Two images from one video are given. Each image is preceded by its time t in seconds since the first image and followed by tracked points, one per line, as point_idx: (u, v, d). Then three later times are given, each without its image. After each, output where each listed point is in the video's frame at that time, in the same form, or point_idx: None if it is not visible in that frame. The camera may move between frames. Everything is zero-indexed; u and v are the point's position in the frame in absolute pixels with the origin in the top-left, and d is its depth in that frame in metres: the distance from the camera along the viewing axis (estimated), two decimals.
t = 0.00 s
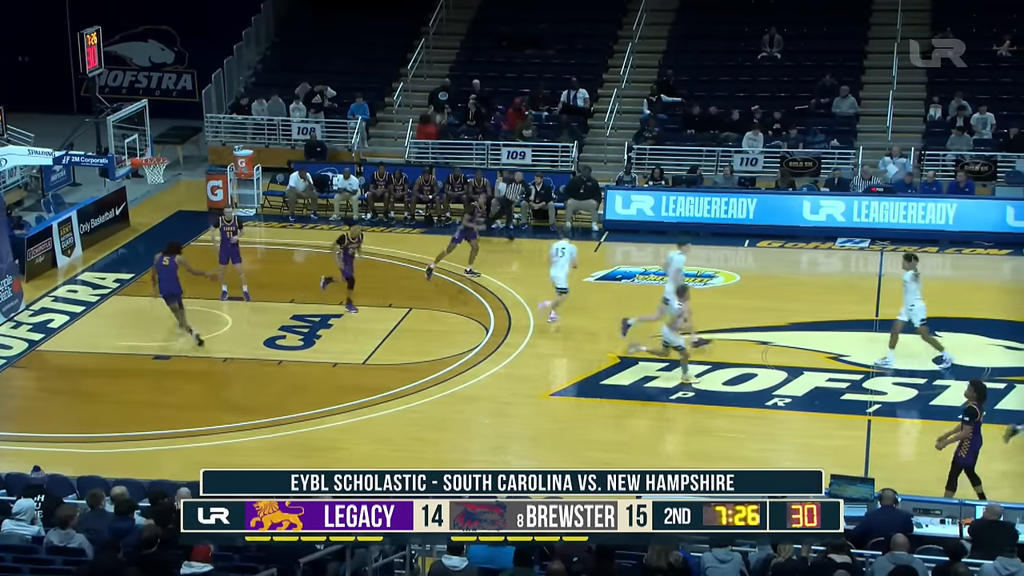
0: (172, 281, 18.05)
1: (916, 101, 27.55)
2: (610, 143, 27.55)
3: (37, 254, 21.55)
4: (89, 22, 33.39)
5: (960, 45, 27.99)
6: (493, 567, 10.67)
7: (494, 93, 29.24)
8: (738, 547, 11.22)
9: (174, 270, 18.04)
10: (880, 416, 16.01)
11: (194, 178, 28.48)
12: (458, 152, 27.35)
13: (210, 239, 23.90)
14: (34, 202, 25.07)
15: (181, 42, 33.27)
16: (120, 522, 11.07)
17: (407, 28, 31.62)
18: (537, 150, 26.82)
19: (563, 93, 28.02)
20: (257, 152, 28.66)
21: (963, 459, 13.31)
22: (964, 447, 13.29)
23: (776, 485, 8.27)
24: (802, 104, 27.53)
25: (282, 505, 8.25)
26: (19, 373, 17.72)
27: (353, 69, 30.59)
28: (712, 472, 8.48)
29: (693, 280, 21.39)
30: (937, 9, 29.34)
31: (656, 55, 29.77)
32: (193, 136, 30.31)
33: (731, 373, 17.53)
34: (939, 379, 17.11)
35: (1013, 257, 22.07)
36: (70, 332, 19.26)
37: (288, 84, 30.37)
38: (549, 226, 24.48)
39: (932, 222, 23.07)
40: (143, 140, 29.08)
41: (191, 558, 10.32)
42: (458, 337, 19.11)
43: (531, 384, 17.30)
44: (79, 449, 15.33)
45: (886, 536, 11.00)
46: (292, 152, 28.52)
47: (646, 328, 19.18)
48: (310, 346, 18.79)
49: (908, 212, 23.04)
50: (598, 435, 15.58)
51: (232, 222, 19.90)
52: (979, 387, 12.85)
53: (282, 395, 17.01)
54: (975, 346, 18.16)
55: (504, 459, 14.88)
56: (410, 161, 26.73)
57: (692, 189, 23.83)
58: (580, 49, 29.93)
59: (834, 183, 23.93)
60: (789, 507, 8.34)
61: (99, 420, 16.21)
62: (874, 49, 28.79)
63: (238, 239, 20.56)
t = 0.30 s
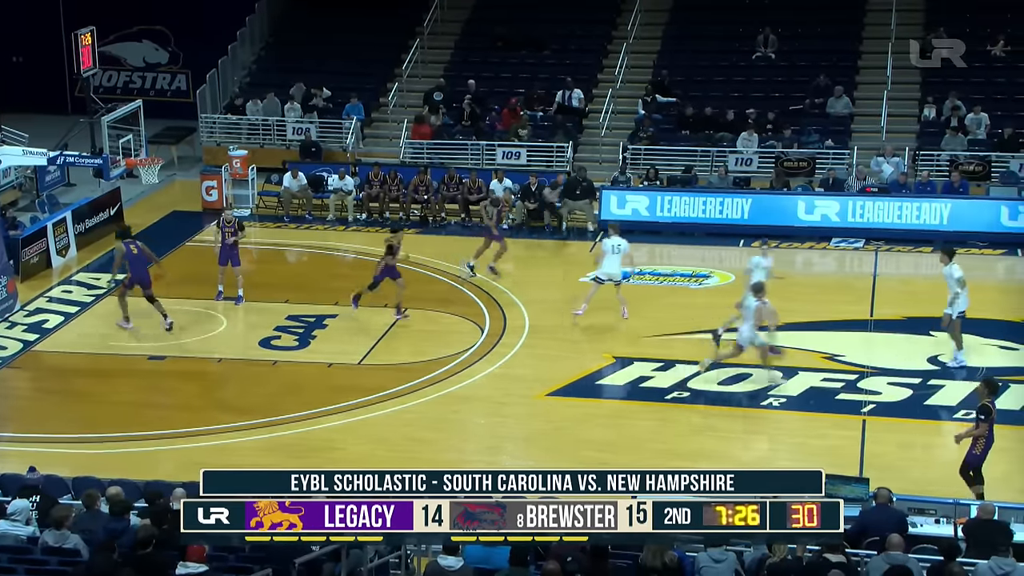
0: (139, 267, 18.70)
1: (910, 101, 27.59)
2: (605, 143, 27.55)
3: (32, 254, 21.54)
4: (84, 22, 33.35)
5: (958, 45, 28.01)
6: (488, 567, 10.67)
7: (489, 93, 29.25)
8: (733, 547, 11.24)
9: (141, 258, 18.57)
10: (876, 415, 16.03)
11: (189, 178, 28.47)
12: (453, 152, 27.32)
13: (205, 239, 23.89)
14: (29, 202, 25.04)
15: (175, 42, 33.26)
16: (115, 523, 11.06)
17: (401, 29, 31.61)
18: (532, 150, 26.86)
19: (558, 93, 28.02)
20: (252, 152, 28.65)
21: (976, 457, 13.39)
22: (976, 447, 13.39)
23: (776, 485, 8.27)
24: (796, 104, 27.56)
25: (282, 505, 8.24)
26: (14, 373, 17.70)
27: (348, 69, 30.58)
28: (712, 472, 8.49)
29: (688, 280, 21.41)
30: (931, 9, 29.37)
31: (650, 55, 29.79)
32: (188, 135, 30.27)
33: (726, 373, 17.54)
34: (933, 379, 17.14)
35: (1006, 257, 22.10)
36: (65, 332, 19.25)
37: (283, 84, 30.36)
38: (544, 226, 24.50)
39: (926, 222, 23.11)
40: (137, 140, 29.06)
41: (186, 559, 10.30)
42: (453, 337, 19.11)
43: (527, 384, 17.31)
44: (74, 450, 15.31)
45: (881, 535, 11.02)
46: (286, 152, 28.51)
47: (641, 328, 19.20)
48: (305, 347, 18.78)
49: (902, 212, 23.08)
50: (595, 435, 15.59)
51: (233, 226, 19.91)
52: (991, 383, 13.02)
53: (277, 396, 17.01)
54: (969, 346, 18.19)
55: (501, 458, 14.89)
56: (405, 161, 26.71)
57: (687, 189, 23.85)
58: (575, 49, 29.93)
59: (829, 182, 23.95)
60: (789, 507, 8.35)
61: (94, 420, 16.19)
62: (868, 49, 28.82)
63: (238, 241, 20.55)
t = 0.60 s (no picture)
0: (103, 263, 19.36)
1: (911, 101, 27.57)
2: (605, 143, 27.54)
3: (32, 254, 21.55)
4: (84, 22, 33.35)
5: (958, 45, 28.02)
6: (488, 567, 10.67)
7: (489, 93, 29.25)
8: (733, 547, 11.25)
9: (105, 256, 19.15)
10: (876, 416, 16.03)
11: (189, 178, 28.47)
12: (454, 152, 27.31)
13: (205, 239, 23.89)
14: (29, 202, 25.04)
15: (175, 42, 33.25)
16: (114, 523, 11.06)
17: (401, 29, 31.61)
18: (532, 150, 26.85)
19: (558, 93, 28.01)
20: (252, 152, 28.66)
21: (1008, 457, 13.25)
22: (1007, 447, 13.25)
23: (775, 485, 8.27)
24: (796, 104, 27.56)
25: (282, 505, 8.24)
26: (14, 373, 17.69)
27: (348, 69, 30.57)
28: (712, 472, 8.48)
29: (688, 280, 21.41)
30: (930, 9, 29.36)
31: (650, 55, 29.78)
32: (188, 135, 30.27)
33: (727, 373, 17.54)
34: (933, 379, 17.14)
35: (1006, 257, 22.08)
36: (65, 332, 19.25)
37: (284, 84, 30.37)
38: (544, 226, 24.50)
39: (926, 222, 23.11)
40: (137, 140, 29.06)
41: (186, 558, 10.30)
42: (453, 337, 19.12)
43: (527, 384, 17.31)
44: (74, 450, 15.31)
45: (881, 535, 11.03)
46: (286, 152, 28.50)
47: (640, 328, 19.20)
48: (305, 347, 18.78)
49: (902, 212, 23.07)
50: (595, 435, 15.59)
51: (238, 228, 19.93)
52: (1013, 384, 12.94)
53: (277, 395, 17.01)
54: (969, 346, 18.19)
55: (501, 459, 14.89)
56: (405, 161, 26.70)
57: (687, 189, 23.83)
58: (575, 49, 29.93)
59: (829, 182, 23.94)
60: (789, 507, 8.35)
61: (94, 420, 16.19)
62: (868, 49, 28.81)
63: (242, 243, 20.55)
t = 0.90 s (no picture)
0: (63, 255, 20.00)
1: (911, 101, 27.56)
2: (605, 143, 27.54)
3: (33, 254, 21.58)
4: (84, 22, 33.34)
5: (959, 45, 28.01)
6: (488, 567, 10.68)
7: (489, 93, 29.26)
8: (734, 547, 11.27)
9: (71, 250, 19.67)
10: (876, 416, 16.03)
11: (189, 178, 28.47)
12: (454, 152, 27.30)
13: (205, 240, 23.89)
14: (29, 202, 25.04)
15: (175, 42, 33.25)
16: (114, 523, 11.06)
17: (401, 29, 31.61)
18: (532, 150, 26.85)
19: (557, 93, 28.01)
20: (252, 152, 28.65)
21: None
22: None
23: (775, 485, 8.27)
24: (796, 104, 27.56)
25: (282, 505, 8.24)
26: (14, 373, 17.69)
27: (348, 69, 30.57)
28: (712, 472, 8.48)
29: (688, 280, 21.41)
30: (930, 9, 29.35)
31: (650, 55, 29.79)
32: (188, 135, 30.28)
33: (727, 373, 17.54)
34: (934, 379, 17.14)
35: (1007, 257, 22.08)
36: (65, 332, 19.25)
37: (284, 84, 30.37)
38: (544, 226, 24.49)
39: (926, 222, 23.10)
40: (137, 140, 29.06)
41: (186, 558, 10.29)
42: (453, 337, 19.12)
43: (527, 384, 17.30)
44: (74, 449, 15.31)
45: (882, 535, 11.03)
46: (286, 151, 28.49)
47: (640, 328, 19.20)
48: (305, 346, 18.78)
49: (903, 212, 23.06)
50: (595, 435, 15.59)
51: (243, 227, 19.84)
52: None
53: (277, 395, 17.01)
54: (969, 346, 18.19)
55: (501, 459, 14.89)
56: (406, 161, 26.69)
57: (687, 189, 23.82)
58: (575, 49, 29.92)
59: (830, 182, 23.94)
60: (789, 507, 8.35)
61: (94, 420, 16.19)
62: (868, 49, 28.80)
63: (248, 242, 20.53)
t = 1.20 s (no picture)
0: (59, 252, 20.03)
1: (910, 101, 27.56)
2: (605, 143, 27.54)
3: (32, 254, 21.62)
4: (84, 22, 33.34)
5: (958, 45, 27.99)
6: (488, 567, 10.68)
7: (489, 93, 29.25)
8: (733, 547, 11.28)
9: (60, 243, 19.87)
10: (875, 416, 16.03)
11: (189, 178, 28.47)
12: (454, 152, 27.30)
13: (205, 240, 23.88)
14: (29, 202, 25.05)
15: (175, 42, 33.24)
16: (113, 523, 11.04)
17: (401, 28, 31.62)
18: (532, 150, 26.84)
19: (557, 93, 28.01)
20: (251, 152, 28.65)
21: None
22: None
23: (776, 485, 8.26)
24: (796, 104, 27.56)
25: (282, 505, 8.24)
26: (14, 373, 17.69)
27: (348, 69, 30.57)
28: (712, 472, 8.47)
29: (688, 280, 21.40)
30: (930, 9, 29.36)
31: (650, 55, 29.79)
32: (188, 135, 30.29)
33: (726, 373, 17.54)
34: (933, 379, 17.14)
35: (1006, 257, 22.08)
36: (64, 332, 19.26)
37: (284, 84, 30.36)
38: (544, 226, 24.47)
39: (926, 222, 23.09)
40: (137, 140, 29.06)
41: (186, 559, 10.29)
42: (453, 337, 19.12)
43: (527, 384, 17.31)
44: (73, 449, 15.31)
45: (881, 535, 11.03)
46: (286, 151, 28.48)
47: (640, 328, 19.20)
48: (305, 346, 18.78)
49: (902, 212, 23.06)
50: (594, 435, 15.59)
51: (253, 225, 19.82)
52: None
53: (276, 395, 17.01)
54: (969, 346, 18.19)
55: (501, 458, 14.89)
56: (405, 161, 26.68)
57: (687, 189, 23.83)
58: (575, 49, 29.93)
59: (829, 182, 23.94)
60: (789, 507, 8.34)
61: (93, 420, 16.18)
62: (868, 49, 28.81)
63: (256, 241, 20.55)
